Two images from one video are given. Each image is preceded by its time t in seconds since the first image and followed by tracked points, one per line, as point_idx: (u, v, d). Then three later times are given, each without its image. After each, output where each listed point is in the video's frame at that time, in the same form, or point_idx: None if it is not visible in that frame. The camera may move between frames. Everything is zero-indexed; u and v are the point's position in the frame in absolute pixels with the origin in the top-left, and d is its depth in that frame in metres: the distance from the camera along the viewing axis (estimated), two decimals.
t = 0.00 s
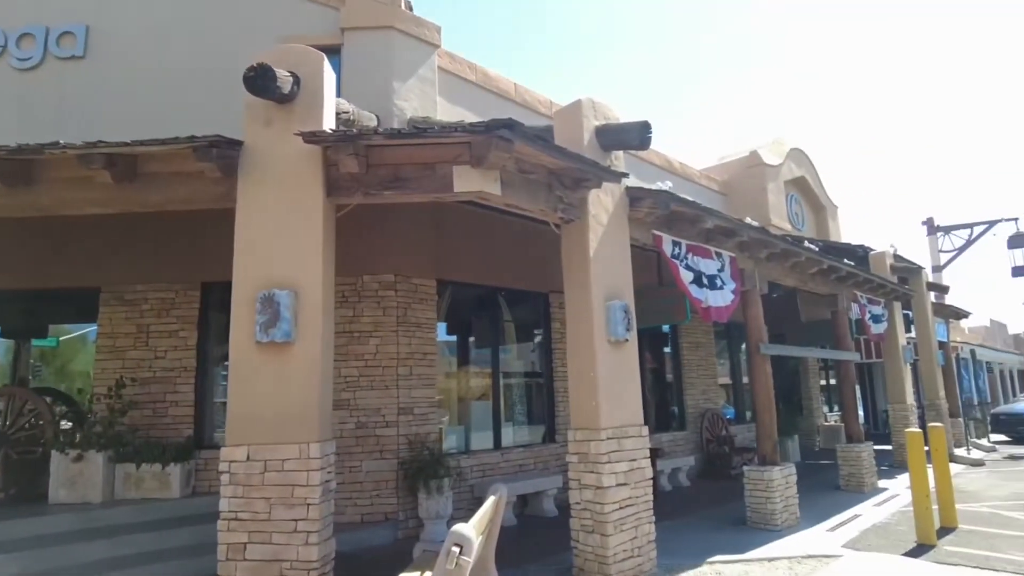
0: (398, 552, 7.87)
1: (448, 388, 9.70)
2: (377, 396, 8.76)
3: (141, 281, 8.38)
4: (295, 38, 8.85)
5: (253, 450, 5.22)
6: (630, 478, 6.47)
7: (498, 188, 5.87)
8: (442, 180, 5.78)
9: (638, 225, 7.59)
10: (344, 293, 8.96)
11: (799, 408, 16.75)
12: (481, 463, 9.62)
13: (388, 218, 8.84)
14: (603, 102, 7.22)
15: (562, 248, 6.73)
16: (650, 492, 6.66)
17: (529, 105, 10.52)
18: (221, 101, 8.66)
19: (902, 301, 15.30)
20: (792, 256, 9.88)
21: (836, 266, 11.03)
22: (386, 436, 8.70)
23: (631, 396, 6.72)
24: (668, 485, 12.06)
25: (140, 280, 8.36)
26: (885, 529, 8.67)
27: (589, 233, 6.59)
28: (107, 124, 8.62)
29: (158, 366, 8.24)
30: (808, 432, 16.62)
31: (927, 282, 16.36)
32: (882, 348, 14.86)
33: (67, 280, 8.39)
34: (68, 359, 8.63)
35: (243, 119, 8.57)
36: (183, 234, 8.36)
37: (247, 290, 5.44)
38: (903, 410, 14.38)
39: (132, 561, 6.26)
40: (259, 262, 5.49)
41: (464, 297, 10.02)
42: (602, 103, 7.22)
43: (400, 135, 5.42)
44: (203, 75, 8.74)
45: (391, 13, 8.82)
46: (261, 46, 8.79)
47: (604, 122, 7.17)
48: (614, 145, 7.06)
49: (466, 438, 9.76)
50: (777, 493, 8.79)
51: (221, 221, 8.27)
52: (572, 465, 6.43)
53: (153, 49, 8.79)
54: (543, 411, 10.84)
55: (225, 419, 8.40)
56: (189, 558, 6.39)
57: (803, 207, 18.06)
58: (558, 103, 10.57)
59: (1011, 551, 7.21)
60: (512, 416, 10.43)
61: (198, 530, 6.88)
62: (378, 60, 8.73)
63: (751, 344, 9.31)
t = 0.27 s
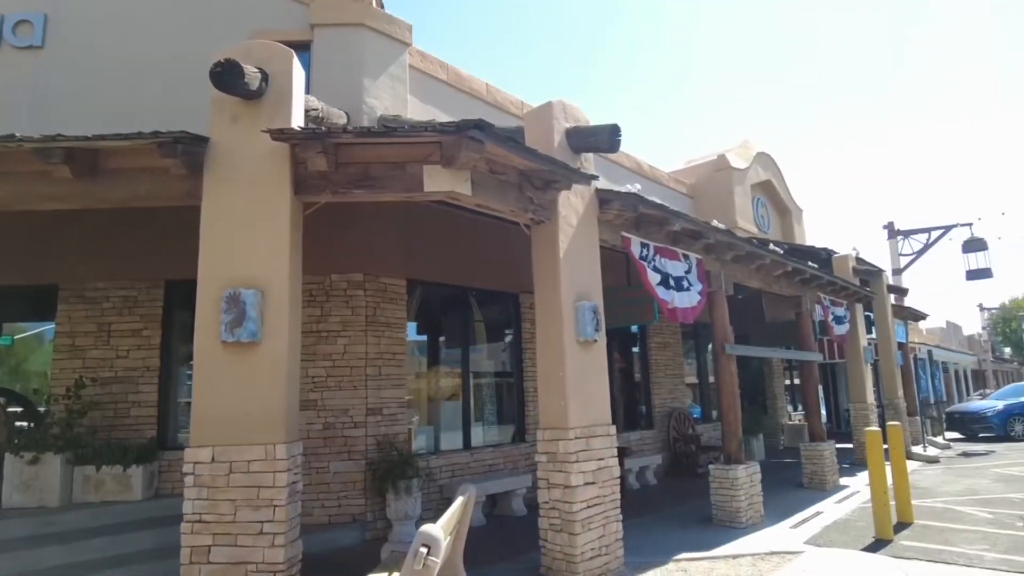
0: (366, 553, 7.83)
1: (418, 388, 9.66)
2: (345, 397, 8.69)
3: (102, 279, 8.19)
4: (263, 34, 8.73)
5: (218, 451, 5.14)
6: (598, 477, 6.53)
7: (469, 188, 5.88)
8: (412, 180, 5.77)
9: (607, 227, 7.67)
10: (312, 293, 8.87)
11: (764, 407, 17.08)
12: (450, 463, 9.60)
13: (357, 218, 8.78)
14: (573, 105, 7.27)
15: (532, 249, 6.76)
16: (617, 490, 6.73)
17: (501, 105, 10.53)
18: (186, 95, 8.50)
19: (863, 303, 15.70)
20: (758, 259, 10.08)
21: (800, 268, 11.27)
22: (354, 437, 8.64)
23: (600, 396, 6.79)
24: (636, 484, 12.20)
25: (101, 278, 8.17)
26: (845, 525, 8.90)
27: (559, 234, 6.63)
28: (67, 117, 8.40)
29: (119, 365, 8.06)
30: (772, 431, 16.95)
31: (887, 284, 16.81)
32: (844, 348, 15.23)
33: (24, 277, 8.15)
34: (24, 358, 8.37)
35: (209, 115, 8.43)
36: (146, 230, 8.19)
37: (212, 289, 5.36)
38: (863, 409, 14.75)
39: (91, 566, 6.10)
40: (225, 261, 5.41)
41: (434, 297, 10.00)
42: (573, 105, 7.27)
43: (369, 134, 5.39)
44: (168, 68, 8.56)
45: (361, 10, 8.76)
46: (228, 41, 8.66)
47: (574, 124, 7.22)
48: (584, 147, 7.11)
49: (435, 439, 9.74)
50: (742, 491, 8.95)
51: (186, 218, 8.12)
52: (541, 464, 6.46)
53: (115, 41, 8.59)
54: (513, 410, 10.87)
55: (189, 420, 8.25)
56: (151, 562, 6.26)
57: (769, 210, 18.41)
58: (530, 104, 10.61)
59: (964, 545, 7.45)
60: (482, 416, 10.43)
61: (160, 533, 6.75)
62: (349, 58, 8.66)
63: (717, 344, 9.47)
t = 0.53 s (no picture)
0: (341, 553, 7.78)
1: (394, 388, 9.62)
2: (320, 397, 8.62)
3: (71, 276, 8.02)
4: (239, 29, 8.62)
5: (190, 452, 5.07)
6: (574, 476, 6.55)
7: (446, 187, 5.87)
8: (390, 179, 5.74)
9: (585, 227, 7.70)
10: (287, 292, 8.79)
11: (738, 407, 17.30)
12: (426, 463, 9.58)
13: (333, 216, 8.70)
14: (552, 106, 7.30)
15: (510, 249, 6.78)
16: (593, 490, 6.77)
17: (480, 105, 10.52)
18: (160, 89, 8.36)
19: (835, 304, 15.97)
20: (732, 261, 10.20)
21: (773, 270, 11.43)
22: (329, 437, 8.58)
23: (576, 396, 6.82)
24: (611, 483, 12.28)
25: (69, 275, 8.00)
26: (816, 522, 9.05)
27: (536, 234, 6.65)
28: (35, 110, 8.22)
29: (88, 365, 7.90)
30: (746, 430, 17.18)
31: (858, 286, 17.11)
32: (816, 349, 15.48)
33: None
34: None
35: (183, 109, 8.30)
36: (117, 227, 8.03)
37: (185, 287, 5.28)
38: (834, 408, 15.01)
39: (58, 569, 5.98)
40: (199, 258, 5.33)
41: (411, 296, 9.97)
42: (551, 106, 7.29)
43: (346, 131, 5.36)
44: (141, 62, 8.41)
45: (339, 6, 8.70)
46: (203, 35, 8.53)
47: (552, 125, 7.24)
48: (562, 148, 7.13)
49: (412, 439, 9.70)
50: (716, 490, 9.06)
51: (159, 214, 7.98)
52: (517, 463, 6.47)
53: (86, 33, 8.43)
54: (490, 410, 10.89)
55: (160, 421, 8.12)
56: (121, 565, 6.15)
57: (744, 212, 18.65)
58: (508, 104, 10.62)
59: (930, 541, 7.62)
60: (459, 416, 10.43)
61: (130, 535, 6.63)
62: (326, 54, 8.59)
63: (692, 345, 9.57)
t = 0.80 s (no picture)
0: (313, 554, 7.72)
1: (368, 387, 9.57)
2: (292, 396, 8.54)
3: (35, 272, 7.82)
4: (211, 22, 8.49)
5: (158, 452, 4.98)
6: (548, 475, 6.57)
7: (422, 186, 5.85)
8: (364, 176, 5.70)
9: (561, 227, 7.72)
10: (259, 290, 8.69)
11: (710, 406, 17.51)
12: (401, 463, 9.54)
13: (307, 214, 8.62)
14: (528, 106, 7.31)
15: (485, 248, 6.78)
16: (567, 489, 6.79)
17: (456, 103, 10.51)
18: (129, 83, 8.20)
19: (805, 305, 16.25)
20: (705, 262, 10.32)
21: (745, 271, 11.58)
22: (301, 437, 8.50)
23: (551, 395, 6.84)
24: (585, 482, 12.36)
25: (34, 272, 7.81)
26: (785, 520, 9.20)
27: (512, 234, 6.66)
28: None
29: (52, 363, 7.72)
30: (718, 429, 17.40)
31: (827, 287, 17.43)
32: (787, 349, 15.73)
33: None
34: None
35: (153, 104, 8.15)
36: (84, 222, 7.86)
37: (154, 285, 5.19)
38: (804, 407, 15.27)
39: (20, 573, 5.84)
40: (169, 256, 5.24)
41: (386, 295, 9.92)
42: (527, 107, 7.30)
43: (320, 128, 5.31)
44: (110, 54, 8.24)
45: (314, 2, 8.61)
46: (174, 28, 8.39)
47: (528, 125, 7.26)
48: (538, 148, 7.15)
49: (386, 439, 9.65)
50: (688, 488, 9.16)
51: (127, 210, 7.83)
52: (491, 463, 6.47)
53: (52, 24, 8.23)
54: (464, 410, 10.89)
55: (128, 421, 7.96)
56: (87, 568, 6.03)
57: (717, 214, 18.88)
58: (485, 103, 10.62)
59: (895, 537, 7.80)
60: (434, 416, 10.40)
61: (96, 538, 6.50)
62: (300, 50, 8.50)
63: (665, 344, 9.66)
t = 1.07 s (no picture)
0: (287, 555, 7.64)
1: (343, 386, 9.51)
2: (265, 396, 8.45)
3: None
4: (185, 16, 8.35)
5: (127, 453, 4.89)
6: (524, 474, 6.57)
7: (398, 184, 5.82)
8: (341, 174, 5.65)
9: (538, 227, 7.73)
10: (232, 288, 8.60)
11: (685, 405, 17.68)
12: (376, 464, 9.48)
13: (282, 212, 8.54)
14: (506, 105, 7.31)
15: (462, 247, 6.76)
16: (543, 488, 6.80)
17: (434, 102, 10.47)
18: (99, 76, 8.03)
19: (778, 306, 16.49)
20: (680, 262, 10.42)
21: (720, 271, 11.71)
22: (275, 437, 8.41)
23: (527, 395, 6.85)
24: (561, 481, 12.41)
25: None
26: (758, 517, 9.32)
27: (488, 233, 6.65)
28: None
29: (17, 363, 7.52)
30: (692, 427, 17.59)
31: (800, 288, 17.69)
32: (760, 349, 15.95)
33: None
34: None
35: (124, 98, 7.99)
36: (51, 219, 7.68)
37: (124, 282, 5.09)
38: (776, 406, 15.50)
39: None
40: (139, 253, 5.14)
41: (362, 295, 9.88)
42: (505, 106, 7.30)
43: (295, 125, 5.26)
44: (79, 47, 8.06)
45: None
46: (146, 21, 8.23)
47: (505, 125, 7.26)
48: (515, 147, 7.15)
49: (361, 439, 9.58)
50: (662, 486, 9.23)
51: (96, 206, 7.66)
52: (467, 462, 6.46)
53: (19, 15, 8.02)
54: (440, 409, 10.87)
55: (96, 421, 7.79)
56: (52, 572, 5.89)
57: (693, 215, 19.07)
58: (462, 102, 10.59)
59: (864, 533, 7.94)
60: (410, 415, 10.37)
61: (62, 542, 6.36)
62: (275, 46, 8.40)
63: (641, 344, 9.74)
